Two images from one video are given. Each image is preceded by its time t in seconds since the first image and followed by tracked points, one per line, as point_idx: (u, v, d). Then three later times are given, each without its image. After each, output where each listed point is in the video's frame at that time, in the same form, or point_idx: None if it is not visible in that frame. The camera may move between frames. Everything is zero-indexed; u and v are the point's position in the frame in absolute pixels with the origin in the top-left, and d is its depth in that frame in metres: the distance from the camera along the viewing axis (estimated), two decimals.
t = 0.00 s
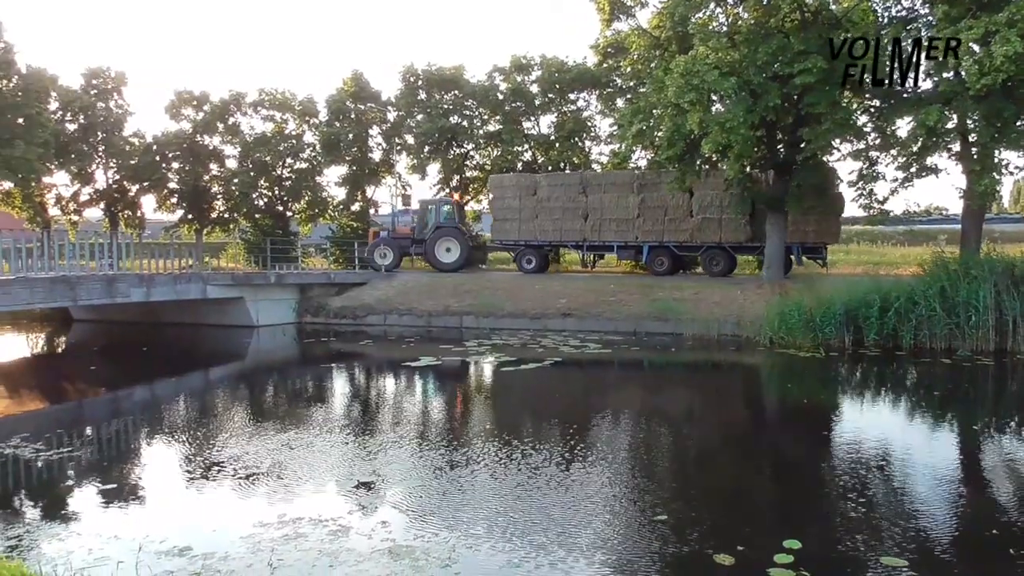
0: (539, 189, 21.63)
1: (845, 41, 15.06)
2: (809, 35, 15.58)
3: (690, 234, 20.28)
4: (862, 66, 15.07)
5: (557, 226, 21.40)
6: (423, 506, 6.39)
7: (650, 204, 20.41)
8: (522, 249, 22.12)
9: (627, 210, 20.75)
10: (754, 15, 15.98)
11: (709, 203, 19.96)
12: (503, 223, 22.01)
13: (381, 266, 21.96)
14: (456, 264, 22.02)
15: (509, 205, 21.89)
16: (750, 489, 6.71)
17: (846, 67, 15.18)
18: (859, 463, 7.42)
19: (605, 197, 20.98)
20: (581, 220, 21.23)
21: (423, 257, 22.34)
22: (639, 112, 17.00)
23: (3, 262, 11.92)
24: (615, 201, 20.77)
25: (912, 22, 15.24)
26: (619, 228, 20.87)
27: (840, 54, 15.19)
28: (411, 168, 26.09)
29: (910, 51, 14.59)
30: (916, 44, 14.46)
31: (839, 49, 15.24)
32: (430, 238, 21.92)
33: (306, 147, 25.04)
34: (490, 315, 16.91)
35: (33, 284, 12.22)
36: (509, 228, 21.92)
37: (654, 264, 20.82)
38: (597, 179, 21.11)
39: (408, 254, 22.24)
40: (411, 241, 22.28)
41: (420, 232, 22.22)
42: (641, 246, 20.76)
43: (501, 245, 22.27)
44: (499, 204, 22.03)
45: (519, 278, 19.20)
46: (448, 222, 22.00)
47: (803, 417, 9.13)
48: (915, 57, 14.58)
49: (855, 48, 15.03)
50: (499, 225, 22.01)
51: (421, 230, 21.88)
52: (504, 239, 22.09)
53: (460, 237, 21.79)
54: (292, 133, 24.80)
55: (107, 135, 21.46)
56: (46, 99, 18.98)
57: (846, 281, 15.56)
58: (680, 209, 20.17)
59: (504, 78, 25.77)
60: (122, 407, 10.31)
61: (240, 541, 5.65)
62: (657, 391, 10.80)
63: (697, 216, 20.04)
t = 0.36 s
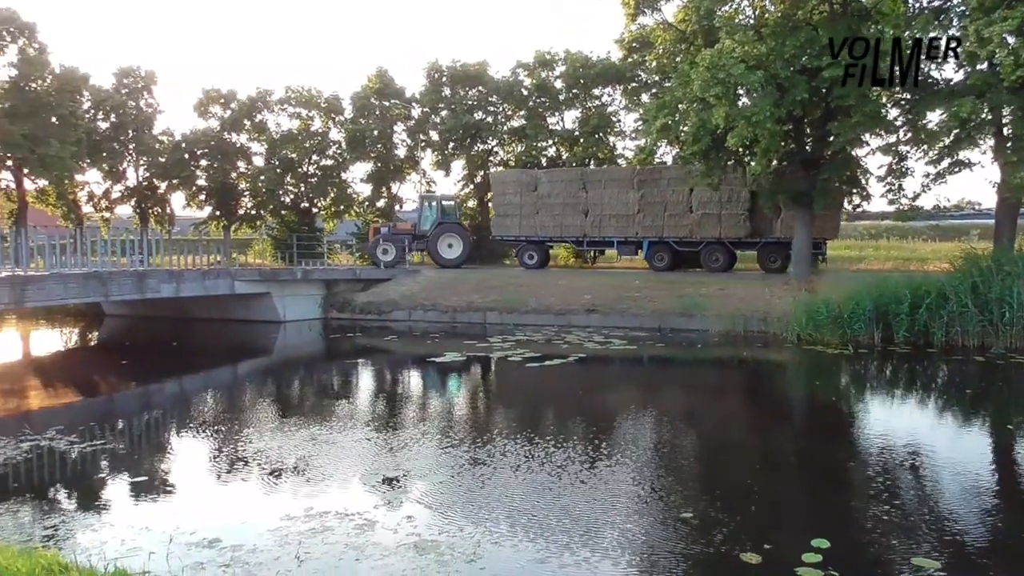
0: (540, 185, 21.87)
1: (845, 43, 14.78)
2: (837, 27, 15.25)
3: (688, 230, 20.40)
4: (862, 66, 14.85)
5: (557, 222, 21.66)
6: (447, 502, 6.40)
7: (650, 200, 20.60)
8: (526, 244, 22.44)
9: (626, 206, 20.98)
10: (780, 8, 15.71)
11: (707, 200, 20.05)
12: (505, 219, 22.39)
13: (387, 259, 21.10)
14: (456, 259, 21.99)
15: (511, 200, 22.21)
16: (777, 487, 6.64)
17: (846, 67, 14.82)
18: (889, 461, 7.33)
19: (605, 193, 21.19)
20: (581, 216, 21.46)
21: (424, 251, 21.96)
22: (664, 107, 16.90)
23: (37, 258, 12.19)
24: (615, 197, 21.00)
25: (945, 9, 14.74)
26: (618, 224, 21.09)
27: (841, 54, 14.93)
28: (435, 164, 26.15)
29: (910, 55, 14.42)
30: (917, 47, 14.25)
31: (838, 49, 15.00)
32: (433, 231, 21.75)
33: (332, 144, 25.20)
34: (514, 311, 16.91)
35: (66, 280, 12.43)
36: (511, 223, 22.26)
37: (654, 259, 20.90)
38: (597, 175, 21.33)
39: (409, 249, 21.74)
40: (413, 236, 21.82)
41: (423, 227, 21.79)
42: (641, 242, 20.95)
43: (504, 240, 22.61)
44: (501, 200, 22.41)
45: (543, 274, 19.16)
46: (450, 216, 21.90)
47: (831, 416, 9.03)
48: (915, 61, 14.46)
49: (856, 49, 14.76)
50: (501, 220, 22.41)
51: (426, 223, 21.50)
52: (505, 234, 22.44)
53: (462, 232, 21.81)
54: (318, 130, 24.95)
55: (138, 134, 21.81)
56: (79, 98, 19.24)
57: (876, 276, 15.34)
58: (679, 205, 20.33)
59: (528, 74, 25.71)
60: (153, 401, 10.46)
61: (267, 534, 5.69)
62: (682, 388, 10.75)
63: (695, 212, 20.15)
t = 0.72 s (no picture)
0: (546, 180, 21.56)
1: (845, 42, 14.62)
2: (872, 19, 14.87)
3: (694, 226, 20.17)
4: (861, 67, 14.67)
5: (563, 218, 21.36)
6: (478, 497, 6.42)
7: (656, 196, 20.39)
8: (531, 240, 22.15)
9: (632, 201, 20.71)
10: None
11: (714, 195, 19.85)
12: (510, 215, 21.99)
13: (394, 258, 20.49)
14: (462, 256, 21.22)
15: (516, 197, 21.86)
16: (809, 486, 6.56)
17: (846, 67, 14.87)
18: (924, 460, 7.21)
19: (611, 188, 20.94)
20: (586, 212, 21.17)
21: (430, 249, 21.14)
22: (695, 102, 16.77)
23: (75, 254, 12.45)
24: (622, 193, 20.73)
25: None
26: (624, 219, 20.81)
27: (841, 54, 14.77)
28: (464, 161, 26.22)
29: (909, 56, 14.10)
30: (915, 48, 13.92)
31: (839, 49, 14.80)
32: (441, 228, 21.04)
33: (361, 141, 25.33)
34: (543, 307, 16.90)
35: (103, 276, 12.66)
36: (516, 219, 21.86)
37: (660, 255, 20.74)
38: (602, 170, 21.08)
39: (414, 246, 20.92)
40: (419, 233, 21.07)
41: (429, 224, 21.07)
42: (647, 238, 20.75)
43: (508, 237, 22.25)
44: (506, 196, 22.02)
45: (571, 270, 19.12)
46: (456, 213, 21.30)
47: (866, 414, 8.88)
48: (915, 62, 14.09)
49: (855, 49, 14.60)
50: (506, 216, 21.99)
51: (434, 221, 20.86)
52: (510, 231, 22.03)
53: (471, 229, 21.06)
54: (347, 127, 25.13)
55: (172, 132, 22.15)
56: (116, 97, 19.56)
57: (912, 272, 15.09)
58: (686, 199, 20.11)
59: (557, 69, 25.65)
60: (187, 395, 10.62)
61: (300, 527, 5.74)
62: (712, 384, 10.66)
63: (701, 207, 19.94)
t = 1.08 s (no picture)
0: (552, 179, 21.33)
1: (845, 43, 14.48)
2: (907, 10, 14.29)
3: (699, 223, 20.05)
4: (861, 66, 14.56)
5: (570, 216, 21.17)
6: (507, 496, 6.41)
7: (663, 193, 20.23)
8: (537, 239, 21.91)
9: (639, 199, 20.55)
10: None
11: (721, 192, 19.75)
12: (516, 214, 21.73)
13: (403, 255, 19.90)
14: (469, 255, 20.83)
15: (522, 195, 21.59)
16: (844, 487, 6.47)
17: (846, 67, 14.63)
18: (962, 462, 7.07)
19: (617, 186, 20.78)
20: (593, 211, 20.97)
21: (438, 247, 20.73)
22: (726, 98, 16.61)
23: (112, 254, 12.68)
24: (629, 191, 20.54)
25: None
26: (631, 217, 20.64)
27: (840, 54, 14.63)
28: (493, 159, 26.23)
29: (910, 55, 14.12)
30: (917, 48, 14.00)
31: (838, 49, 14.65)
32: (450, 226, 20.73)
33: (391, 140, 25.45)
34: (572, 305, 16.86)
35: (139, 274, 12.89)
36: (522, 218, 21.60)
37: (666, 253, 20.55)
38: (609, 169, 20.91)
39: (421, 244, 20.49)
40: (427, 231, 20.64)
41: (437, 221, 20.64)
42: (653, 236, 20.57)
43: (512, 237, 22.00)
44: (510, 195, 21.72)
45: (601, 268, 19.03)
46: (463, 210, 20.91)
47: (901, 415, 8.73)
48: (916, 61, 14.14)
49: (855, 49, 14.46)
50: (511, 215, 21.70)
51: (442, 218, 20.52)
52: (516, 230, 21.76)
53: (478, 226, 20.83)
54: (377, 127, 25.28)
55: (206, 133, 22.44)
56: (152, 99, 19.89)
57: (950, 268, 14.79)
58: (692, 197, 19.99)
59: (585, 66, 25.55)
60: (220, 392, 10.76)
61: (331, 524, 5.79)
62: (743, 384, 10.55)
63: (708, 205, 19.81)
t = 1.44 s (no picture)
0: (557, 181, 21.33)
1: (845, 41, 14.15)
2: (942, 12, 13.98)
3: (703, 227, 19.92)
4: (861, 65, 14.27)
5: (574, 219, 21.11)
6: (534, 498, 6.41)
7: (668, 196, 20.12)
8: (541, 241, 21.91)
9: (643, 202, 20.43)
10: None
11: (726, 195, 19.64)
12: (520, 216, 21.76)
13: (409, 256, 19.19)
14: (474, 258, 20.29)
15: (526, 197, 21.60)
16: (875, 494, 6.37)
17: (846, 67, 14.32)
18: (997, 471, 6.95)
19: (622, 189, 20.68)
20: (597, 213, 20.90)
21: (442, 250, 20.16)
22: (756, 100, 16.49)
23: (145, 254, 12.92)
24: (634, 194, 20.45)
25: None
26: (635, 220, 20.52)
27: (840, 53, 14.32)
28: (520, 161, 26.27)
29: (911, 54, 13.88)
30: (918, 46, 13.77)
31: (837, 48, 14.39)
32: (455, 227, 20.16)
33: (419, 142, 25.56)
34: (599, 308, 16.83)
35: (172, 274, 13.11)
36: (526, 219, 21.61)
37: (670, 255, 20.39)
38: (613, 171, 20.87)
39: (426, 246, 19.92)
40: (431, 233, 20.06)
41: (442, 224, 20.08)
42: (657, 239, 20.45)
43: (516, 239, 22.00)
44: (515, 197, 21.76)
45: (628, 271, 18.95)
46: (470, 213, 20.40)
47: (935, 422, 8.60)
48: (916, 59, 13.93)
49: (855, 47, 14.15)
50: (516, 217, 21.73)
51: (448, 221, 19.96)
52: (520, 232, 21.79)
53: (483, 228, 20.38)
54: (405, 129, 25.44)
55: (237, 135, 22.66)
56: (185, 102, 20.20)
57: (985, 273, 14.52)
58: (697, 200, 19.86)
59: (614, 68, 25.47)
60: (249, 391, 10.89)
61: (359, 523, 5.83)
62: (771, 389, 10.45)
63: (713, 208, 19.70)
